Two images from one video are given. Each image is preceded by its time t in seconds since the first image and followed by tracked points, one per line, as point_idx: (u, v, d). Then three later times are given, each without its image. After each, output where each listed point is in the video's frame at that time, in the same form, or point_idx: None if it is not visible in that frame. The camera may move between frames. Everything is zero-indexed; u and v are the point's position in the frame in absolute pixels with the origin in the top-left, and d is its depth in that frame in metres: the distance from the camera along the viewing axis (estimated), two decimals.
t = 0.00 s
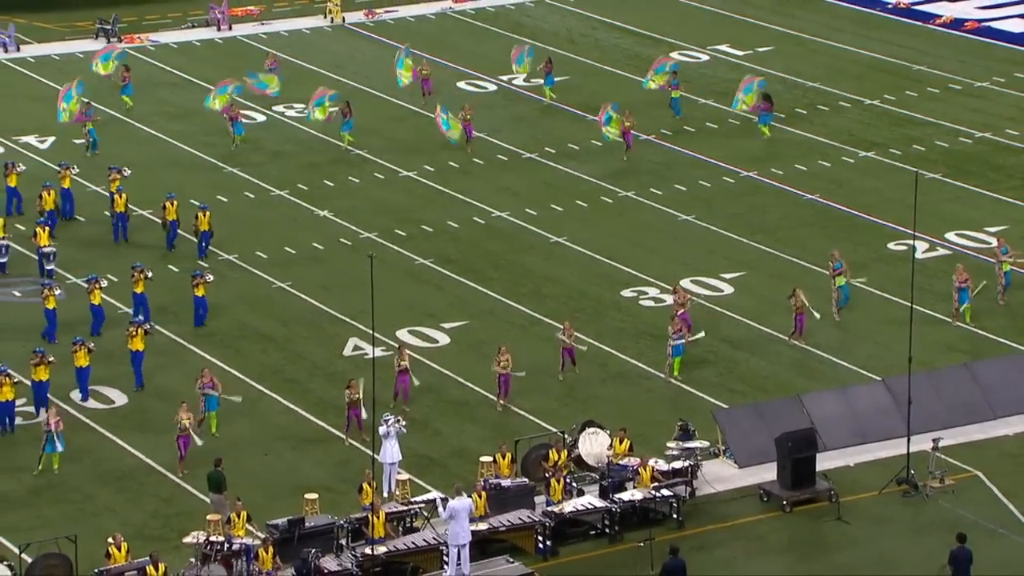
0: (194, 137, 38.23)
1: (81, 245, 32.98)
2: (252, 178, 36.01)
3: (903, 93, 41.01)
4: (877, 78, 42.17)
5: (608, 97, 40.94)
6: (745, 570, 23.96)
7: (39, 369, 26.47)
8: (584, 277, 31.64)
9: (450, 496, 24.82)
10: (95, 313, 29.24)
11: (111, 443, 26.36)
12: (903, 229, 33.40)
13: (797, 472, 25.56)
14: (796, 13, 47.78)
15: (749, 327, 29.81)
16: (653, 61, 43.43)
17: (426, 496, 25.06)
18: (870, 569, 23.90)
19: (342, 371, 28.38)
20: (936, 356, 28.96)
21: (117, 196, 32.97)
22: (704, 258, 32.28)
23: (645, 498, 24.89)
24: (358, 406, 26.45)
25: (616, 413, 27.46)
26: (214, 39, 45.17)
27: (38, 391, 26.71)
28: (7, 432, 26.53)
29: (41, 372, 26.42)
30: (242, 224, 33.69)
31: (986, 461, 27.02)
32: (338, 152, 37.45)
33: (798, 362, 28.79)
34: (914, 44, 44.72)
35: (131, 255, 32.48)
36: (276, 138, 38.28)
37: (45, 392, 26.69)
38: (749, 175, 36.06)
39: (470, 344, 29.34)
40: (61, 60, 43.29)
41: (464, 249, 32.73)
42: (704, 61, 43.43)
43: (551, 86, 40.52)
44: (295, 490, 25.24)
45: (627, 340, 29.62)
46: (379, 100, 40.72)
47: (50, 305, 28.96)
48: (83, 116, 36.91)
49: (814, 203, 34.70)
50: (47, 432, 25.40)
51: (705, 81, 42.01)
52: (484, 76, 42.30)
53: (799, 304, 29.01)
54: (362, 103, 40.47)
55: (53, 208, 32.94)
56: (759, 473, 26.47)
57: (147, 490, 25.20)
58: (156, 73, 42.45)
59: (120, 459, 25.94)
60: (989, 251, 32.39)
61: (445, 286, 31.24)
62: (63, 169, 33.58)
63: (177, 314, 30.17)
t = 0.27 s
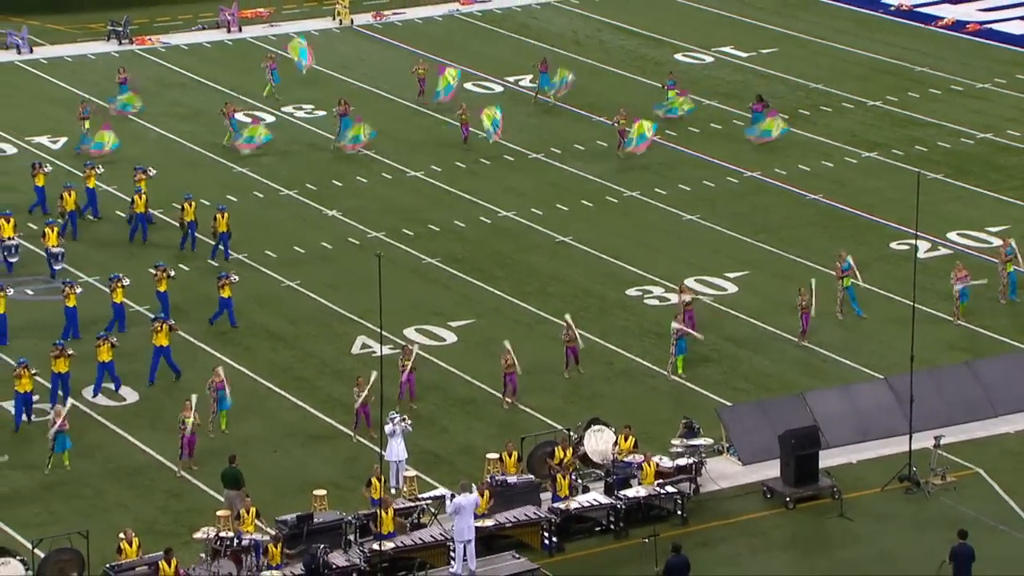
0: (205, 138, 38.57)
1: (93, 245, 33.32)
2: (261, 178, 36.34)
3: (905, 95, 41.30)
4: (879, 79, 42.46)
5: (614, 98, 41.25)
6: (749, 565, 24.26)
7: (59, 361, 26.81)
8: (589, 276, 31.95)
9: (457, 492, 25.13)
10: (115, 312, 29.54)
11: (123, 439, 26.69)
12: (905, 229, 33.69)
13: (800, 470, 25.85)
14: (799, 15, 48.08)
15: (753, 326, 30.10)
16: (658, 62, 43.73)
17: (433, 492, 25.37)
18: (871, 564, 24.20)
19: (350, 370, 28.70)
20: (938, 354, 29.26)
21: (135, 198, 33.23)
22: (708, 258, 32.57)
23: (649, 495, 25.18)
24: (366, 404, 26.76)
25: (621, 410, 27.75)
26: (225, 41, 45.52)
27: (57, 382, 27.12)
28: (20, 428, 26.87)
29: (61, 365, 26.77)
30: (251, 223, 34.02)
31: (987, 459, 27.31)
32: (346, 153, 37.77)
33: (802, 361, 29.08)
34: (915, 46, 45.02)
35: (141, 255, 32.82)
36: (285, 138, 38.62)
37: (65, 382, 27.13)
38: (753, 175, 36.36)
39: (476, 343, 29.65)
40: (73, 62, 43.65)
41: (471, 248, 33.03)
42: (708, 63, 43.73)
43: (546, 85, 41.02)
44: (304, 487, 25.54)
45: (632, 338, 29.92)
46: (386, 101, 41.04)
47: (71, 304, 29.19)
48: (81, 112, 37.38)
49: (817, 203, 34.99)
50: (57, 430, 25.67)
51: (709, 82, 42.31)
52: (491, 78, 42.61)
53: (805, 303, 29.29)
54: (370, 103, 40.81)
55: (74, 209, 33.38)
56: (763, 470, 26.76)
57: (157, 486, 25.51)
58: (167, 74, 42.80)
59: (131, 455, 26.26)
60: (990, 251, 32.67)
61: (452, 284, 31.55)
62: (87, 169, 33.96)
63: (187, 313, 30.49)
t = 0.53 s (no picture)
0: (218, 140, 38.94)
1: (107, 246, 33.68)
2: (272, 180, 36.69)
3: (910, 98, 41.60)
4: (885, 82, 42.77)
5: (622, 101, 41.56)
6: (755, 563, 24.57)
7: (79, 357, 27.45)
8: (597, 277, 32.28)
9: (466, 490, 25.45)
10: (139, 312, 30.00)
11: (136, 437, 27.04)
12: (910, 230, 34.00)
13: (806, 468, 26.16)
14: (805, 19, 48.38)
15: (759, 326, 30.42)
16: (665, 66, 44.06)
17: (442, 490, 25.70)
18: (876, 561, 24.49)
19: (361, 369, 29.05)
20: (942, 355, 29.56)
21: (156, 201, 33.66)
22: (715, 259, 32.89)
23: (656, 493, 25.49)
24: (377, 403, 27.10)
25: (629, 409, 28.08)
26: (238, 45, 45.89)
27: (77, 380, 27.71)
28: (36, 427, 27.22)
29: (82, 360, 27.42)
30: (263, 225, 34.36)
31: (990, 458, 27.61)
32: (357, 155, 38.13)
33: (808, 360, 29.40)
34: (921, 49, 45.32)
35: (154, 255, 33.18)
36: (297, 140, 38.98)
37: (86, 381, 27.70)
38: (759, 177, 36.66)
39: (486, 342, 29.98)
40: (88, 65, 44.01)
41: (480, 249, 33.36)
42: (715, 66, 44.05)
43: (544, 86, 41.50)
44: (316, 485, 25.88)
45: (639, 338, 30.25)
46: (397, 104, 41.38)
47: (93, 303, 29.77)
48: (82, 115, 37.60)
49: (823, 205, 35.30)
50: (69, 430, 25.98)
51: (716, 86, 42.60)
52: (500, 81, 42.95)
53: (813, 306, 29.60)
54: (381, 107, 41.15)
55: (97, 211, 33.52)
56: (769, 469, 27.07)
57: (171, 483, 25.86)
58: (181, 77, 43.18)
59: (145, 454, 26.60)
60: (993, 252, 32.97)
61: (462, 285, 31.89)
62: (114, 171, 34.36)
63: (200, 313, 30.84)
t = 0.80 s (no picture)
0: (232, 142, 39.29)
1: (122, 246, 34.03)
2: (286, 181, 37.03)
3: (918, 101, 41.86)
4: (892, 86, 43.04)
5: (632, 104, 41.85)
6: (762, 561, 24.86)
7: (103, 351, 28.19)
8: (608, 278, 32.58)
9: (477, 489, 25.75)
10: (166, 309, 30.34)
11: (152, 436, 27.38)
12: (917, 232, 34.28)
13: (813, 468, 26.44)
14: (814, 23, 48.66)
15: (768, 327, 30.71)
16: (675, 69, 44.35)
17: (454, 488, 26.00)
18: (882, 559, 24.77)
19: (373, 369, 29.37)
20: (949, 355, 29.85)
21: (178, 202, 33.79)
22: (724, 260, 33.18)
23: (665, 492, 25.76)
24: (389, 402, 27.42)
25: (638, 409, 28.37)
26: (252, 48, 46.23)
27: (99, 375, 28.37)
28: (53, 425, 27.56)
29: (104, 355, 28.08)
30: (277, 226, 34.70)
31: (996, 458, 27.88)
32: (370, 156, 38.46)
33: (816, 361, 29.69)
34: (929, 53, 45.58)
35: (169, 256, 33.52)
36: (311, 142, 39.32)
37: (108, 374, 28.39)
38: (768, 179, 36.95)
39: (497, 342, 30.30)
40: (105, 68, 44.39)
41: (491, 250, 33.67)
42: (725, 69, 44.34)
43: (550, 87, 41.88)
44: (329, 483, 26.20)
45: (649, 339, 30.54)
46: (410, 107, 41.70)
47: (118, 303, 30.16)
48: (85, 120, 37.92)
49: (831, 207, 35.58)
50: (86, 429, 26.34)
51: (725, 89, 42.85)
52: (512, 84, 43.26)
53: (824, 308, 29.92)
54: (394, 109, 41.48)
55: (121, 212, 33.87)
56: (777, 469, 27.35)
57: (186, 481, 26.19)
58: (196, 80, 43.54)
59: (160, 452, 26.93)
60: (1000, 254, 33.24)
61: (473, 286, 32.20)
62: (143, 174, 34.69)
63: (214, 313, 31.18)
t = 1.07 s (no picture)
0: (248, 143, 39.64)
1: (140, 246, 34.38)
2: (301, 182, 37.37)
3: (927, 103, 42.12)
4: (901, 88, 43.30)
5: (644, 106, 42.14)
6: (772, 558, 25.14)
7: (128, 346, 28.44)
8: (619, 278, 32.88)
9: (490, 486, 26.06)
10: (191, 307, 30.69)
11: (169, 433, 27.72)
12: (927, 233, 34.55)
13: (823, 466, 26.72)
14: (824, 25, 48.93)
15: (779, 327, 31.00)
16: (686, 71, 44.64)
17: (466, 485, 26.31)
18: (891, 558, 25.04)
19: (387, 368, 29.69)
20: (958, 355, 30.12)
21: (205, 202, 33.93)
22: (735, 261, 33.47)
23: (676, 490, 26.04)
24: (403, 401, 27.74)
25: (650, 407, 28.66)
26: (268, 50, 46.58)
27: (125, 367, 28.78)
28: (72, 423, 27.91)
29: (130, 349, 28.44)
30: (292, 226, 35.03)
31: (1004, 456, 28.15)
32: (384, 157, 38.79)
33: (826, 360, 29.97)
34: (938, 55, 45.85)
35: (186, 256, 33.87)
36: (325, 144, 39.66)
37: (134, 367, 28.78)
38: (778, 181, 37.23)
39: (510, 342, 30.60)
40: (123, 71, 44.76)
41: (504, 251, 33.98)
42: (735, 72, 44.62)
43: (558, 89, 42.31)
44: (343, 480, 26.51)
45: (660, 338, 30.84)
46: (424, 108, 42.02)
47: (146, 301, 30.44)
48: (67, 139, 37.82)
49: (840, 208, 35.85)
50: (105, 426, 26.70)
51: (736, 91, 43.13)
52: (524, 86, 43.57)
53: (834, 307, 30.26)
54: (407, 111, 41.80)
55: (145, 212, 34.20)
56: (787, 467, 27.64)
57: (202, 478, 26.52)
58: (212, 82, 43.89)
59: (177, 449, 27.27)
60: (1008, 255, 33.50)
61: (486, 286, 32.51)
62: (174, 174, 34.99)
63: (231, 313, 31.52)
